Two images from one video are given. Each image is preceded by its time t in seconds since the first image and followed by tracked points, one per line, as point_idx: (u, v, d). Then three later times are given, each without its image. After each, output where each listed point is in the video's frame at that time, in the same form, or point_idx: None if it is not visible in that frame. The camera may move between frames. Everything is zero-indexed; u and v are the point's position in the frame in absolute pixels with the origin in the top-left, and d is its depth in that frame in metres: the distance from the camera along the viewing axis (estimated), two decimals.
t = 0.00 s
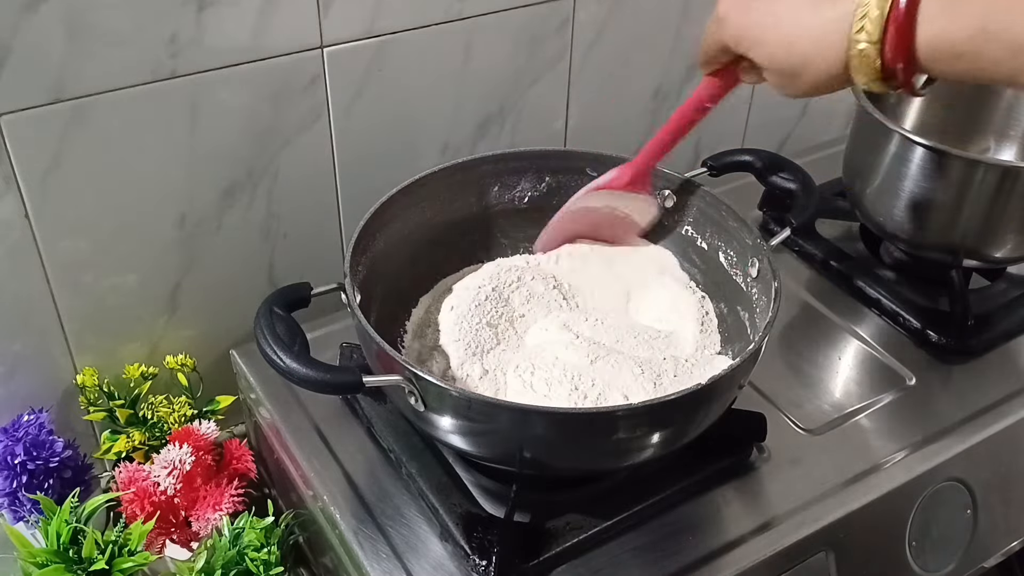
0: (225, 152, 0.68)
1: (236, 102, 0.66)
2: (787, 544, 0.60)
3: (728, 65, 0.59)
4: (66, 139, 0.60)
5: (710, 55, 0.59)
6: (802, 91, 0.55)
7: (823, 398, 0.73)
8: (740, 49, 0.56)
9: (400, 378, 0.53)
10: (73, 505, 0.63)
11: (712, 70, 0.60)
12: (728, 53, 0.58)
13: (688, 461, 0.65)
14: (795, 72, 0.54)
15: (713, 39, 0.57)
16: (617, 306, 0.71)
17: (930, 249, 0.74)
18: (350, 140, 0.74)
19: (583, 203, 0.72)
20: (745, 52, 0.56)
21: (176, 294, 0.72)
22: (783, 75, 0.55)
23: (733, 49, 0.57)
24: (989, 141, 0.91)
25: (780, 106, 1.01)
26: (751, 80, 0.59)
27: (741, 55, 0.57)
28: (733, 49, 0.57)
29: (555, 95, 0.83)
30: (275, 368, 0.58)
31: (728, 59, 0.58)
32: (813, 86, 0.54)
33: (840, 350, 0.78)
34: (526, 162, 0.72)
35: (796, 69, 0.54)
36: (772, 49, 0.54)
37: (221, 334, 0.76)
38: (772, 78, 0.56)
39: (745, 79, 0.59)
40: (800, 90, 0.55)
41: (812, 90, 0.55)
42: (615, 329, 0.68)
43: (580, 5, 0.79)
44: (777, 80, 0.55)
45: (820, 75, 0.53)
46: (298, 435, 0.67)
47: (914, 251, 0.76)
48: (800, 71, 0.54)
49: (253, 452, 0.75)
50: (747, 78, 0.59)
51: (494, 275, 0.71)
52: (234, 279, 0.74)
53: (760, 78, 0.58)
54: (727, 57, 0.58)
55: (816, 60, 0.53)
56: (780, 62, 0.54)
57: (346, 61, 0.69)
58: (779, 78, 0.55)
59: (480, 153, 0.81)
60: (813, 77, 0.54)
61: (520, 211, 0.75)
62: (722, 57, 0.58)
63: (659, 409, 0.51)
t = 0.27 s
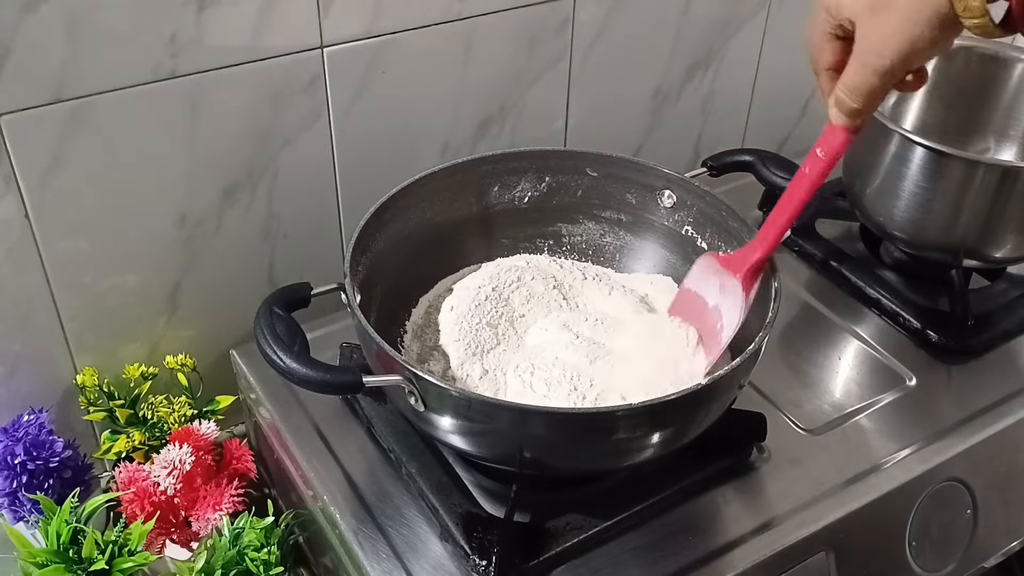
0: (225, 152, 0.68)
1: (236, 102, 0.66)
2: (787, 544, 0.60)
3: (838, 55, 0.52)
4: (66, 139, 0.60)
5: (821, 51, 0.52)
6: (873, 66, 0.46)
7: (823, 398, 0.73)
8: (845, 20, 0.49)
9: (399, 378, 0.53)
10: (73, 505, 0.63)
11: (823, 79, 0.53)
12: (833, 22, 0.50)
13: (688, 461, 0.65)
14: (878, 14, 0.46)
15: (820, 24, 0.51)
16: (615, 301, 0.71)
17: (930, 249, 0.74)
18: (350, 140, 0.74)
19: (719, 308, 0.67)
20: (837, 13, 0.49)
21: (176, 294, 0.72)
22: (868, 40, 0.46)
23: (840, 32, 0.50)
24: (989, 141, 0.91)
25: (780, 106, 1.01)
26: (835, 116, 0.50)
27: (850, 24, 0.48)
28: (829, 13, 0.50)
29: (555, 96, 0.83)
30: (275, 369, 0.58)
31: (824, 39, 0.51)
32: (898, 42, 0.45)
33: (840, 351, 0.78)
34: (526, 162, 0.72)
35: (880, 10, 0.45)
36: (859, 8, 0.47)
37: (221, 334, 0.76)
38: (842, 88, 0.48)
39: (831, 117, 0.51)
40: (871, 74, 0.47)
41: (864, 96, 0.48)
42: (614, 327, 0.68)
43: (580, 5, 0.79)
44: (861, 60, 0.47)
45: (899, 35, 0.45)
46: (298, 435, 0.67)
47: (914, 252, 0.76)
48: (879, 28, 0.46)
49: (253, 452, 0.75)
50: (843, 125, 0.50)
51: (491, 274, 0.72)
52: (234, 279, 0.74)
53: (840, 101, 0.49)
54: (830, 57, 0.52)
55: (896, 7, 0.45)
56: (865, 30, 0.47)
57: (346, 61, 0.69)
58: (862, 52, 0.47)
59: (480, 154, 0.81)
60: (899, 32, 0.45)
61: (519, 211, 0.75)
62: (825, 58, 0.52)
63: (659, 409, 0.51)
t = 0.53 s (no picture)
0: (225, 152, 0.68)
1: (236, 102, 0.66)
2: (787, 544, 0.60)
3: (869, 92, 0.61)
4: (65, 139, 0.60)
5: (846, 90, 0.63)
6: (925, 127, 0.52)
7: (823, 398, 0.73)
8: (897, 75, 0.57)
9: (400, 378, 0.53)
10: (73, 505, 0.63)
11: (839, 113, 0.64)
12: (876, 72, 0.60)
13: (687, 461, 0.65)
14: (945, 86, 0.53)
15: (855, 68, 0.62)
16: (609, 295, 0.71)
17: (930, 249, 0.74)
18: (350, 140, 0.74)
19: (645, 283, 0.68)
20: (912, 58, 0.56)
21: (176, 294, 0.72)
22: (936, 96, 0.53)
23: (877, 81, 0.60)
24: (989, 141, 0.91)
25: (780, 106, 1.01)
26: (847, 171, 0.54)
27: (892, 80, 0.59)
28: (881, 61, 0.59)
29: (555, 96, 0.83)
30: (275, 369, 0.58)
31: (857, 77, 0.61)
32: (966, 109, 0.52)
33: (840, 351, 0.78)
34: (527, 162, 0.72)
35: (935, 76, 0.53)
36: (934, 68, 0.54)
37: (221, 334, 0.76)
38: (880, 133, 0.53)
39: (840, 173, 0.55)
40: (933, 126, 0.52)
41: (892, 154, 0.53)
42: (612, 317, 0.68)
43: (580, 5, 0.79)
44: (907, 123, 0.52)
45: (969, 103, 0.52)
46: (299, 435, 0.67)
47: (913, 252, 0.76)
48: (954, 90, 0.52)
49: (253, 452, 0.75)
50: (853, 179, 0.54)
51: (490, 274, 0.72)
52: (234, 279, 0.74)
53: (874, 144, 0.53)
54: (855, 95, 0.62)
55: (968, 76, 0.52)
56: (946, 82, 0.52)
57: (346, 61, 0.69)
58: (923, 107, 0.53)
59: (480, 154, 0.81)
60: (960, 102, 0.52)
61: (519, 211, 0.75)
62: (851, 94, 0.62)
63: (659, 409, 0.51)
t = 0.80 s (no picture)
0: (225, 152, 0.68)
1: (237, 102, 0.66)
2: (787, 544, 0.60)
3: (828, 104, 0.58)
4: (66, 139, 0.60)
5: (810, 88, 0.58)
6: (893, 166, 0.54)
7: (823, 398, 0.73)
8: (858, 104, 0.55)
9: (400, 378, 0.53)
10: (73, 505, 0.63)
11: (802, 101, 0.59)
12: (838, 91, 0.56)
13: (688, 461, 0.65)
14: (909, 155, 0.52)
15: (820, 72, 0.57)
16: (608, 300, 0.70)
17: (930, 249, 0.74)
18: (350, 140, 0.74)
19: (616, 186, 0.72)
20: (879, 94, 0.53)
21: (176, 294, 0.72)
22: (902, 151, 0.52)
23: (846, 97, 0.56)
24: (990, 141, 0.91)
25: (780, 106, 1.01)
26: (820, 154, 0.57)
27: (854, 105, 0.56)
28: (845, 83, 0.55)
29: (555, 96, 0.83)
30: (275, 368, 0.58)
31: (818, 91, 0.57)
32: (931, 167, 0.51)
33: (840, 351, 0.78)
34: (527, 162, 0.72)
35: (897, 133, 0.52)
36: (897, 127, 0.52)
37: (221, 334, 0.76)
38: (851, 139, 0.55)
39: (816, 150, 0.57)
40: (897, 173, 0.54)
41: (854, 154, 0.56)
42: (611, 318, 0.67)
43: (580, 5, 0.79)
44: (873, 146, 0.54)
45: (931, 165, 0.51)
46: (299, 435, 0.67)
47: (913, 252, 0.76)
48: (914, 155, 0.52)
49: (253, 452, 0.75)
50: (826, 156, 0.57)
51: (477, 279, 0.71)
52: (234, 279, 0.74)
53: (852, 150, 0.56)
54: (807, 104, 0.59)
55: (929, 142, 0.51)
56: (908, 133, 0.51)
57: (346, 61, 0.69)
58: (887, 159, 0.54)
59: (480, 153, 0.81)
60: (924, 166, 0.52)
61: (519, 211, 0.75)
62: (814, 94, 0.58)
63: (659, 409, 0.51)
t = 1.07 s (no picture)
0: (225, 152, 0.68)
1: (237, 102, 0.66)
2: (787, 544, 0.60)
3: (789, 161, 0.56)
4: (66, 139, 0.60)
5: (796, 136, 0.54)
6: (887, 216, 0.49)
7: (823, 398, 0.73)
8: (857, 147, 0.50)
9: (400, 378, 0.53)
10: (73, 505, 0.63)
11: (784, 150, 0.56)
12: (836, 137, 0.51)
13: (688, 461, 0.65)
14: (919, 199, 0.47)
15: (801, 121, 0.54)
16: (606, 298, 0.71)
17: (930, 250, 0.74)
18: (350, 140, 0.74)
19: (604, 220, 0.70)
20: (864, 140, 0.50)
21: (176, 294, 0.72)
22: (882, 201, 0.49)
23: (843, 143, 0.51)
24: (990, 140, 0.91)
25: (780, 106, 1.01)
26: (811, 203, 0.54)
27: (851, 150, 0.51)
28: (839, 128, 0.51)
29: (555, 96, 0.83)
30: (275, 368, 0.58)
31: (808, 138, 0.53)
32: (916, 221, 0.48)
33: (840, 351, 0.78)
34: (527, 162, 0.72)
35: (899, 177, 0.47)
36: (901, 168, 0.47)
37: (221, 334, 0.76)
38: (845, 189, 0.51)
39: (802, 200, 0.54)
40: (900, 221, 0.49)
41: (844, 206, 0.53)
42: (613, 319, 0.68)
43: (580, 5, 0.79)
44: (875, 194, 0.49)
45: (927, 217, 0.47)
46: (299, 435, 0.67)
47: (914, 252, 0.76)
48: (903, 200, 0.48)
49: (253, 452, 0.75)
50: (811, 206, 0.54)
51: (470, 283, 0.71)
52: (234, 279, 0.74)
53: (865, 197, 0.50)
54: (785, 160, 0.56)
55: (930, 189, 0.46)
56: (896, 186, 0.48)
57: (346, 61, 0.69)
58: (888, 204, 0.49)
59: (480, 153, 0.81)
60: (937, 212, 0.46)
61: (519, 210, 0.75)
62: (776, 156, 0.57)
63: (659, 409, 0.51)
